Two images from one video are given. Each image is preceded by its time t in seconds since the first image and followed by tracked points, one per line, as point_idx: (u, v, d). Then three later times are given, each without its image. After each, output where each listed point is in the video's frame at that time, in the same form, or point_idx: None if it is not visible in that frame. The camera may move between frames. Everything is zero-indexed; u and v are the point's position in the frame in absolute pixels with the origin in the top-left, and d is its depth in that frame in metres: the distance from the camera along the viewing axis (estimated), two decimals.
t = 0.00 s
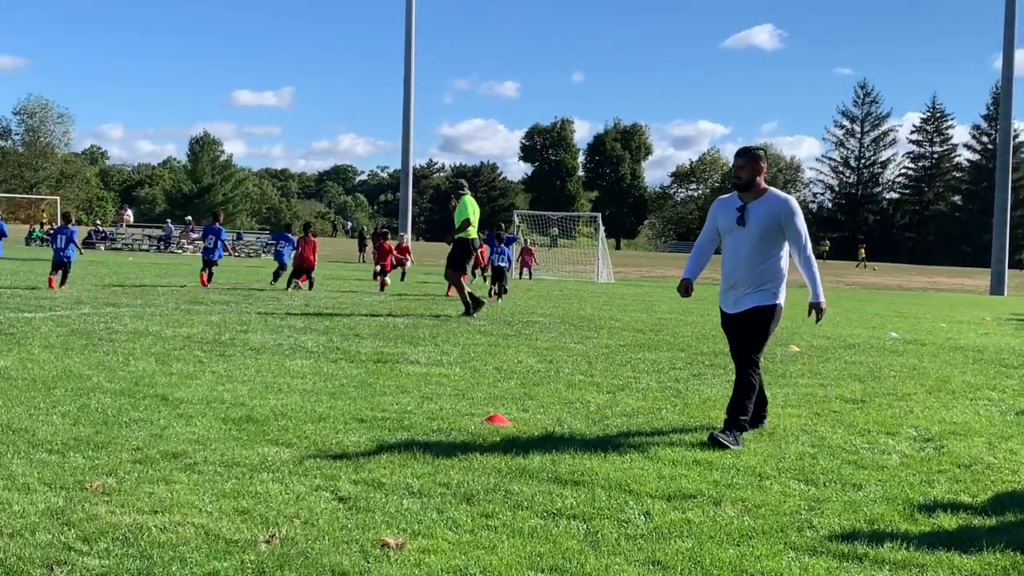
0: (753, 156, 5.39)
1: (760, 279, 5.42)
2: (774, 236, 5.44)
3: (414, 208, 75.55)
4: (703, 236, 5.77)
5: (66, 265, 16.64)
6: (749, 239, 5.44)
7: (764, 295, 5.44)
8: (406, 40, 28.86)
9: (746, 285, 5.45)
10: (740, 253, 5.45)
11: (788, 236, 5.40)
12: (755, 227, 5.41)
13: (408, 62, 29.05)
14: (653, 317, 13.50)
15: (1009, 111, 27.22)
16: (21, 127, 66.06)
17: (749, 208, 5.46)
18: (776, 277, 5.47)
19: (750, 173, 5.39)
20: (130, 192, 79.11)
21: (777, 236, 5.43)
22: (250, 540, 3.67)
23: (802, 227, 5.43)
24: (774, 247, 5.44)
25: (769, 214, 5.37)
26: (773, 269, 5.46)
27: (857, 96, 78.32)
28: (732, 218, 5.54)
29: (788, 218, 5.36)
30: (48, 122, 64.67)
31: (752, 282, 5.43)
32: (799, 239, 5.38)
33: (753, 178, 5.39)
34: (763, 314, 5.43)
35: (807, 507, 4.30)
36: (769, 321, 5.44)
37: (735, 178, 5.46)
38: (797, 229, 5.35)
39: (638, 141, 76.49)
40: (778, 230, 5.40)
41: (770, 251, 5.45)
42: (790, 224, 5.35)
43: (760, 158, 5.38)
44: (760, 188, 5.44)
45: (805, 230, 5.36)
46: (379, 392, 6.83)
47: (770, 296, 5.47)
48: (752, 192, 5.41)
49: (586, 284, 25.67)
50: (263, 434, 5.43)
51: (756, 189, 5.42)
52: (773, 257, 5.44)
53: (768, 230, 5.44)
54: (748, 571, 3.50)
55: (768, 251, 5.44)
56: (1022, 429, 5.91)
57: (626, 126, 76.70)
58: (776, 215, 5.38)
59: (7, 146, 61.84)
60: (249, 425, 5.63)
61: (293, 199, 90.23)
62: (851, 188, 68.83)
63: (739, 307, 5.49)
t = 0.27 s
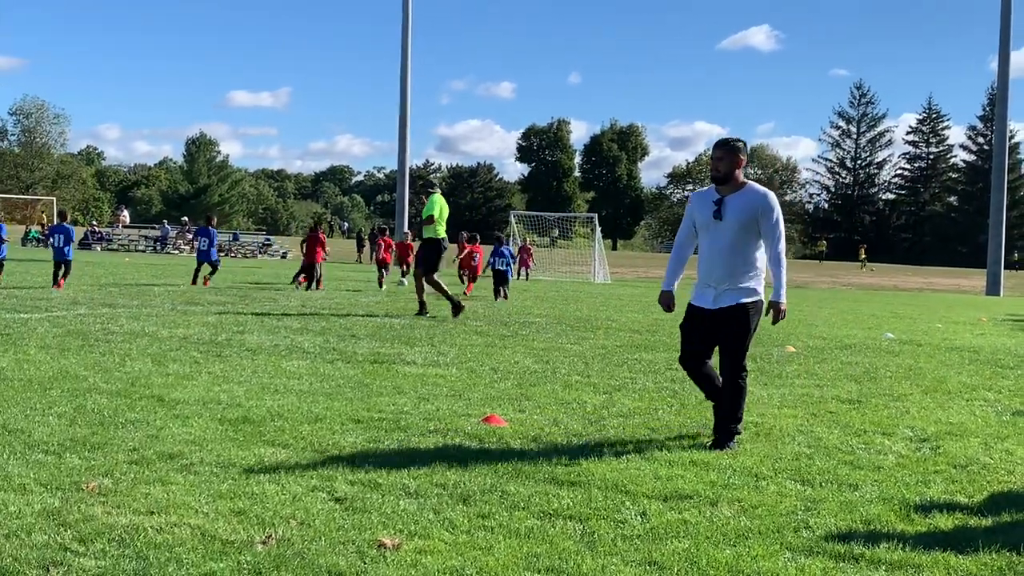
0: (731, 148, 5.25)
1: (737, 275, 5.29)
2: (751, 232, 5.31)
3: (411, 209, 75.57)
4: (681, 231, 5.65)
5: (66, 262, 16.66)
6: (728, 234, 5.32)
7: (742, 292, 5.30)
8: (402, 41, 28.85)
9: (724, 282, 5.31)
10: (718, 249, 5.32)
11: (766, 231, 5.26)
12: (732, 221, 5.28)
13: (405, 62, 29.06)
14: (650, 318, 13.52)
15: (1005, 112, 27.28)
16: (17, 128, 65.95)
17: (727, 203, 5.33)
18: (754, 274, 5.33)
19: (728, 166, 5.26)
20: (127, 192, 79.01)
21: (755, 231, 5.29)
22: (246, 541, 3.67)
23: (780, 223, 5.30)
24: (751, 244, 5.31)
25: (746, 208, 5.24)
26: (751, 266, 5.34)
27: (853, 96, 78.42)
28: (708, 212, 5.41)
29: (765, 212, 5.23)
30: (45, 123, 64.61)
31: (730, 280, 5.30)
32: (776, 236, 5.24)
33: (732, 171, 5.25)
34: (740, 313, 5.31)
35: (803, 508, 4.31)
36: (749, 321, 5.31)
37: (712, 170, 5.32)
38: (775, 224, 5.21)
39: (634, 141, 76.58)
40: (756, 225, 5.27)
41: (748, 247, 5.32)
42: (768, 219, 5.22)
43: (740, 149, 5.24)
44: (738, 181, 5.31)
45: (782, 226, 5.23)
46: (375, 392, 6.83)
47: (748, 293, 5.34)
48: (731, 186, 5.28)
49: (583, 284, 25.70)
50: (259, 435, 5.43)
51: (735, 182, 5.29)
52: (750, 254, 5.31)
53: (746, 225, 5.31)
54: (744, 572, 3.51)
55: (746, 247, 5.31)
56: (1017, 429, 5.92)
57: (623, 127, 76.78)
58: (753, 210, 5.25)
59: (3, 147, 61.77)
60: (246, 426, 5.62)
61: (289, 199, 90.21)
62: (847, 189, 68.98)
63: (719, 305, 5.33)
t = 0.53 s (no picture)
0: (696, 148, 5.01)
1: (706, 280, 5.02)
2: (719, 236, 5.02)
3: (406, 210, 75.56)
4: (653, 237, 5.41)
5: (66, 263, 16.68)
6: (694, 238, 5.05)
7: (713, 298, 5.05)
8: (397, 41, 28.81)
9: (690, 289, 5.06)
10: (686, 254, 5.07)
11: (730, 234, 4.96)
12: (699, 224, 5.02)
13: (400, 63, 29.03)
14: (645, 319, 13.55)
15: (1000, 114, 27.34)
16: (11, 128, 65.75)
17: (693, 205, 5.07)
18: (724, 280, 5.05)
19: (693, 165, 5.01)
20: (121, 193, 78.85)
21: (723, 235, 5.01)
22: (240, 542, 3.66)
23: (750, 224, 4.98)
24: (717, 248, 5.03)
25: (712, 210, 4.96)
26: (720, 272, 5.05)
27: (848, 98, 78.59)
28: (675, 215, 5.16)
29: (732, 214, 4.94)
30: (40, 123, 64.47)
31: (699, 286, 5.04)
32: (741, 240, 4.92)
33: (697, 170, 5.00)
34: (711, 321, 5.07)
35: (798, 509, 4.31)
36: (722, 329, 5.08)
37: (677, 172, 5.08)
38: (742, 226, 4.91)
39: (629, 143, 76.68)
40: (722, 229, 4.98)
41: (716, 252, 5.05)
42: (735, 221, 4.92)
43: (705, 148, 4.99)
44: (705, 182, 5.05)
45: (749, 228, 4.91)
46: (370, 393, 6.82)
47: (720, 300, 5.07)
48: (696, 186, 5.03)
49: (578, 285, 25.71)
50: (254, 436, 5.41)
51: (700, 183, 5.03)
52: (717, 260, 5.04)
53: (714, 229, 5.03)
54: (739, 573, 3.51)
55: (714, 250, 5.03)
56: (1011, 431, 5.93)
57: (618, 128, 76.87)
58: (719, 211, 4.97)
59: None
60: (240, 427, 5.61)
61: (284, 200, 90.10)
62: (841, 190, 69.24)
63: (698, 318, 5.07)
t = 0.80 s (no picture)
0: (653, 144, 4.83)
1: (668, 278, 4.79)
2: (680, 233, 4.81)
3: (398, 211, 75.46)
4: (613, 238, 5.18)
5: (64, 263, 16.65)
6: (655, 236, 4.83)
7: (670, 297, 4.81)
8: (390, 42, 28.81)
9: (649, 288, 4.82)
10: (645, 253, 4.85)
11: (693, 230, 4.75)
12: (660, 221, 4.79)
13: (392, 63, 29.00)
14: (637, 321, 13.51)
15: (991, 115, 27.43)
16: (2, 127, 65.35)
17: (653, 202, 4.85)
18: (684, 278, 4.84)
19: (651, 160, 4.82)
20: (112, 193, 78.48)
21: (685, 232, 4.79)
22: (232, 544, 3.64)
23: (712, 221, 4.78)
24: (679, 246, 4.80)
25: (672, 207, 4.74)
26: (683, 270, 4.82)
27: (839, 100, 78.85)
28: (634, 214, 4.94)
29: (693, 210, 4.73)
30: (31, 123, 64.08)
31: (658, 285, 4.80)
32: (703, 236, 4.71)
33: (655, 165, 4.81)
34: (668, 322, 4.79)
35: (789, 509, 4.32)
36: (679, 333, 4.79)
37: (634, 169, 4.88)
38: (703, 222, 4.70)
39: (622, 144, 76.78)
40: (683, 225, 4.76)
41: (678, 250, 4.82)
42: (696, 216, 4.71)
43: (663, 142, 4.82)
44: (665, 179, 4.85)
45: (711, 224, 4.69)
46: (362, 394, 6.80)
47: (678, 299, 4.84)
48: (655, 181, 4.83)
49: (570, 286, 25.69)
50: (245, 437, 5.38)
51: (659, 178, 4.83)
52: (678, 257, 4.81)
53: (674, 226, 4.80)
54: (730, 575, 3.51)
55: (674, 248, 4.81)
56: (1003, 432, 5.94)
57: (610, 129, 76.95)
58: (679, 206, 4.75)
59: None
60: (232, 428, 5.59)
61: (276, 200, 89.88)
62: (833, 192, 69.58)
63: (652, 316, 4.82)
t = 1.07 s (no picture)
0: (617, 144, 4.61)
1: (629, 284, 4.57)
2: (644, 239, 4.58)
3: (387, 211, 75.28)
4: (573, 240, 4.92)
5: (54, 263, 16.55)
6: (616, 240, 4.61)
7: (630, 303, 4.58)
8: (380, 42, 28.75)
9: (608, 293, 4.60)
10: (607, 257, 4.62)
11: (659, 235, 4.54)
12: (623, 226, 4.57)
13: (382, 63, 28.95)
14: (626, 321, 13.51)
15: (978, 117, 27.60)
16: None
17: (614, 204, 4.64)
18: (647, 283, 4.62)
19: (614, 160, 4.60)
20: (100, 192, 77.97)
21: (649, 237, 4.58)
22: (220, 544, 3.61)
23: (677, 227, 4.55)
24: (642, 251, 4.59)
25: (635, 211, 4.50)
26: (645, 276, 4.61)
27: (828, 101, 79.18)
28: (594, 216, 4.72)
29: (657, 213, 4.50)
30: (17, 122, 63.57)
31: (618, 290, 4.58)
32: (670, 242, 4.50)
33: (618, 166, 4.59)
34: (626, 327, 4.56)
35: (777, 510, 4.32)
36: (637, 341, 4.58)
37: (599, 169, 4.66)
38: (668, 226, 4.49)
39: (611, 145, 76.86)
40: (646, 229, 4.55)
41: (640, 255, 4.60)
42: (661, 220, 4.50)
43: (627, 141, 4.60)
44: (628, 180, 4.63)
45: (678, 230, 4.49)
46: (351, 395, 6.77)
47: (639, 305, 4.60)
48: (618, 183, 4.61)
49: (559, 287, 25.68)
50: (233, 437, 5.35)
51: (623, 179, 4.60)
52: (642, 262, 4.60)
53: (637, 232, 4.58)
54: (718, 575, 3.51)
55: (637, 253, 4.59)
56: (989, 433, 5.98)
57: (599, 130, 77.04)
58: (642, 209, 4.53)
59: None
60: (220, 428, 5.56)
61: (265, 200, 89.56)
62: (821, 193, 70.06)
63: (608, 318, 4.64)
